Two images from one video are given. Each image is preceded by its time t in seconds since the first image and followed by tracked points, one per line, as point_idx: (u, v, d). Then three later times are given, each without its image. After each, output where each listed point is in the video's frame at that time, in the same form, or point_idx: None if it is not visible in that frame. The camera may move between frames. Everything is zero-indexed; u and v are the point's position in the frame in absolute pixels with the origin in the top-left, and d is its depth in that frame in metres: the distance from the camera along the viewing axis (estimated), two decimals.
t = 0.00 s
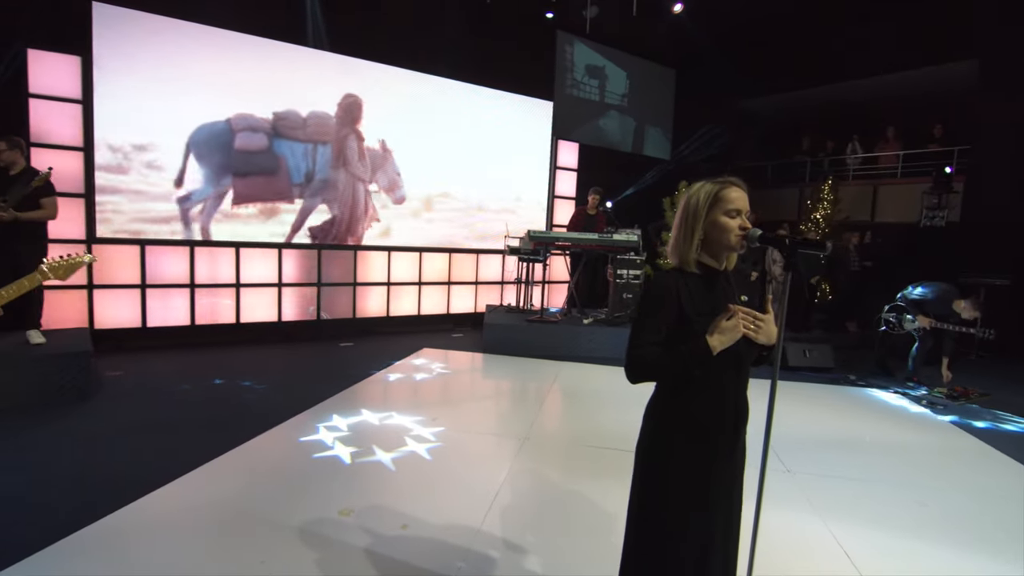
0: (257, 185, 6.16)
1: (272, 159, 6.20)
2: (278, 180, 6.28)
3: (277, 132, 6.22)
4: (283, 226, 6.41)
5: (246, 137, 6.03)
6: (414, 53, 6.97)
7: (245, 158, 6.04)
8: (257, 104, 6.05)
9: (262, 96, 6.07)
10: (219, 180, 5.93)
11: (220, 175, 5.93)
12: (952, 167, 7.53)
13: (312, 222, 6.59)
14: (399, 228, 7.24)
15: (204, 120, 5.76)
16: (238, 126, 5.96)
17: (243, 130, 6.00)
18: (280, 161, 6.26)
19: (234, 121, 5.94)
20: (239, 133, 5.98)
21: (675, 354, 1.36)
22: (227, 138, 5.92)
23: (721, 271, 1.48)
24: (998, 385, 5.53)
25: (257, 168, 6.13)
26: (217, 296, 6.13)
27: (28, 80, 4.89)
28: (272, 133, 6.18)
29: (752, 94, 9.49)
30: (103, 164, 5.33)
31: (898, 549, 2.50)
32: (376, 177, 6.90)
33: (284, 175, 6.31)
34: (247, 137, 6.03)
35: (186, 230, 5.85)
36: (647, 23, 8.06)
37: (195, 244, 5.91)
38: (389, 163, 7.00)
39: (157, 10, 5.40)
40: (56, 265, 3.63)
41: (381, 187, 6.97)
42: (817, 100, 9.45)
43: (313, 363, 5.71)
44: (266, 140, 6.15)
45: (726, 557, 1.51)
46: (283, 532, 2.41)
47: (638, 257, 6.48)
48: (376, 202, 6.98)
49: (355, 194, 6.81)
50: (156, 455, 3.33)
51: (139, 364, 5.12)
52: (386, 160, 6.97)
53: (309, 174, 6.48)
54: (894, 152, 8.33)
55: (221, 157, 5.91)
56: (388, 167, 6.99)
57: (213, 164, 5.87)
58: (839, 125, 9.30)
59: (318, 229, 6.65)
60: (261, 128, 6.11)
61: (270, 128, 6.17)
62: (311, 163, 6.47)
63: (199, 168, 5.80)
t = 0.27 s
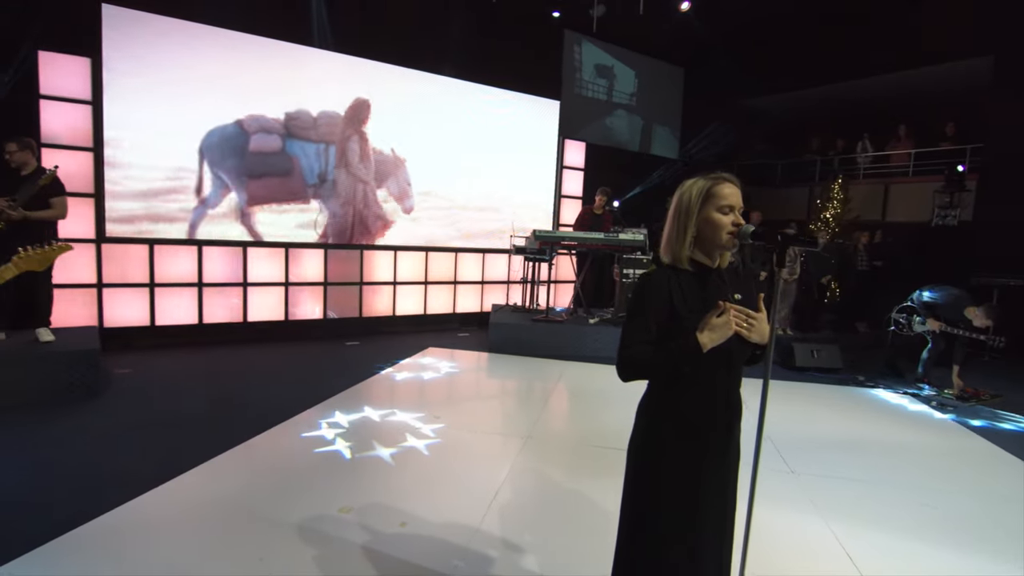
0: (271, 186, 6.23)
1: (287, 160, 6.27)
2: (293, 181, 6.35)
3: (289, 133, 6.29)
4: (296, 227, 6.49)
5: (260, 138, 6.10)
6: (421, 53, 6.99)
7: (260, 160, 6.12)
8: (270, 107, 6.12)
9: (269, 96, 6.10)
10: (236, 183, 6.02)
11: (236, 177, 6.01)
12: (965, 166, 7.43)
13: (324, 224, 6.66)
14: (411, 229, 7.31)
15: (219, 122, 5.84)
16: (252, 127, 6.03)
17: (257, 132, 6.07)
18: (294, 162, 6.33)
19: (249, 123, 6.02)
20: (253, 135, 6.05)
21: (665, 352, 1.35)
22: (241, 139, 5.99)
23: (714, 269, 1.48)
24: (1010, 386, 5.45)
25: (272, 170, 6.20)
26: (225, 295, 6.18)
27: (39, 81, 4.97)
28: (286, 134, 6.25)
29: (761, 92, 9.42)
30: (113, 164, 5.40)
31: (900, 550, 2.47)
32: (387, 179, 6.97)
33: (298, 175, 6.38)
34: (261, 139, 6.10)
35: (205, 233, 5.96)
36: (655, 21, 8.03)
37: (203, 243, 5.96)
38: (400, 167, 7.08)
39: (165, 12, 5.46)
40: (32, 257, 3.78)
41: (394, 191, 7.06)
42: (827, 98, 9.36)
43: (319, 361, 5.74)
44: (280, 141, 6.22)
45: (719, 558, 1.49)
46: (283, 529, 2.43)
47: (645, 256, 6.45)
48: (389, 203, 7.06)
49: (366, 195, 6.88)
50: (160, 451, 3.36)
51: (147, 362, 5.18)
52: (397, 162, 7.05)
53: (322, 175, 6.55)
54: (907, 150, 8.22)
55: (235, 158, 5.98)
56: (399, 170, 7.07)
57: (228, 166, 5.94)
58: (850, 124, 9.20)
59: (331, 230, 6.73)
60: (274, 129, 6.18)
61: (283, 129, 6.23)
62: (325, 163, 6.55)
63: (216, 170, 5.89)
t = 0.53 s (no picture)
0: (286, 189, 6.34)
1: (303, 163, 6.38)
2: (309, 184, 6.46)
3: (304, 137, 6.38)
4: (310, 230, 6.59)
5: (276, 142, 6.21)
6: (428, 53, 7.01)
7: (276, 164, 6.24)
8: (286, 111, 6.23)
9: (277, 96, 6.15)
10: (253, 186, 6.15)
11: (252, 180, 6.12)
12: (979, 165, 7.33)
13: (336, 227, 6.76)
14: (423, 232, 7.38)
15: (236, 126, 5.95)
16: (268, 132, 6.14)
17: (273, 136, 6.18)
18: (310, 166, 6.43)
19: (266, 127, 6.13)
20: (269, 139, 6.17)
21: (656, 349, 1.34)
22: (257, 144, 6.11)
23: (709, 266, 1.46)
24: None
25: (287, 173, 6.31)
26: (233, 293, 6.24)
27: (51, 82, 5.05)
28: (301, 139, 6.36)
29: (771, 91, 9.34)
30: (123, 164, 5.47)
31: (903, 551, 2.45)
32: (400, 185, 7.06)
33: (313, 179, 6.49)
34: (277, 143, 6.21)
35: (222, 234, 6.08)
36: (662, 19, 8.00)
37: (212, 242, 6.02)
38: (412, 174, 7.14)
39: (175, 13, 5.52)
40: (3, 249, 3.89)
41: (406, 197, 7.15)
42: (837, 96, 9.26)
43: (326, 360, 5.77)
44: (295, 145, 6.32)
45: (714, 557, 1.48)
46: (284, 526, 2.44)
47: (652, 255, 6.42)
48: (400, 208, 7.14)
49: (379, 199, 6.97)
50: (165, 448, 3.40)
51: (155, 360, 5.23)
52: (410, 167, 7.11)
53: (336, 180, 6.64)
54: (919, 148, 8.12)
55: (251, 162, 6.10)
56: (411, 175, 7.14)
57: (244, 170, 6.06)
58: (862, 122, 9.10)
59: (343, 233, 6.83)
60: (290, 133, 6.28)
61: (298, 133, 6.32)
62: (339, 167, 6.64)
63: (232, 174, 6.01)
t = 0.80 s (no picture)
0: (298, 188, 6.40)
1: (315, 163, 6.44)
2: (320, 183, 6.52)
3: (315, 136, 6.44)
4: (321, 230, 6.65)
5: (288, 141, 6.26)
6: (434, 53, 7.03)
7: (288, 163, 6.29)
8: (297, 110, 6.29)
9: (284, 96, 6.19)
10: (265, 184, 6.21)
11: (264, 179, 6.18)
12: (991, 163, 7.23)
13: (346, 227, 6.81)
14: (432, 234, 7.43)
15: (249, 124, 6.02)
16: (280, 131, 6.21)
17: (285, 135, 6.24)
18: (321, 166, 6.50)
19: (279, 127, 6.21)
20: (281, 138, 6.23)
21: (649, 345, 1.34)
22: (269, 143, 6.17)
23: (704, 263, 1.45)
24: None
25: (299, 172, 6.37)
26: (241, 292, 6.29)
27: (62, 83, 5.12)
28: (313, 138, 6.42)
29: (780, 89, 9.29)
30: (132, 163, 5.53)
31: (906, 553, 2.43)
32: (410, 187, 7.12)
33: (325, 178, 6.54)
34: (289, 142, 6.27)
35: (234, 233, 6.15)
36: (669, 18, 7.97)
37: (220, 241, 6.07)
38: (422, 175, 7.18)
39: (183, 14, 5.58)
40: None
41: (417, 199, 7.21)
42: (847, 94, 9.20)
43: (332, 358, 5.80)
44: (307, 144, 6.38)
45: (708, 557, 1.47)
46: (284, 521, 2.46)
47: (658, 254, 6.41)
48: (410, 210, 7.19)
49: (389, 200, 7.01)
50: (172, 443, 3.44)
51: (163, 358, 5.28)
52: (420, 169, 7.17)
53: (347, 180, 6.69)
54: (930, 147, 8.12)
55: (264, 160, 6.16)
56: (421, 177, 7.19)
57: (257, 168, 6.12)
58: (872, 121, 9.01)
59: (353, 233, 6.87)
60: (301, 133, 6.34)
61: (309, 132, 6.38)
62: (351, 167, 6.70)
63: (245, 173, 6.08)
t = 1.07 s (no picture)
0: (294, 189, 6.38)
1: (309, 163, 6.41)
2: (316, 183, 6.50)
3: (309, 136, 6.40)
4: (318, 230, 6.63)
5: (283, 142, 6.24)
6: (437, 53, 7.04)
7: (283, 163, 6.27)
8: (292, 110, 6.26)
9: (287, 95, 6.21)
10: (262, 187, 6.21)
11: (260, 180, 6.17)
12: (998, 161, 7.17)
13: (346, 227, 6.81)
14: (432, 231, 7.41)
15: (244, 127, 5.99)
16: (272, 132, 6.16)
17: (278, 135, 6.21)
18: (316, 165, 6.47)
19: (272, 128, 6.17)
20: (275, 138, 6.20)
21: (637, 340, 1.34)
22: (263, 144, 6.13)
23: (692, 258, 1.45)
24: None
25: (295, 173, 6.36)
26: (244, 291, 6.32)
27: (66, 83, 5.18)
28: (308, 139, 6.39)
29: (784, 88, 9.23)
30: (136, 163, 5.58)
31: (903, 553, 2.41)
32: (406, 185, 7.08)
33: (321, 178, 6.53)
34: (283, 142, 6.24)
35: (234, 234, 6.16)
36: (673, 17, 7.94)
37: (223, 240, 6.11)
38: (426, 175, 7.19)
39: (186, 14, 5.62)
40: None
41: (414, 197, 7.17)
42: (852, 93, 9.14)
43: (334, 357, 5.83)
44: (301, 144, 6.34)
45: (697, 555, 1.47)
46: (281, 517, 2.47)
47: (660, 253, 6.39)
48: (408, 207, 7.17)
49: (387, 199, 6.99)
50: (172, 440, 3.47)
51: (166, 356, 5.32)
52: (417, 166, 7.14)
53: (343, 180, 6.67)
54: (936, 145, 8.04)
55: (258, 162, 6.13)
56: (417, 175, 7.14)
57: (252, 170, 6.10)
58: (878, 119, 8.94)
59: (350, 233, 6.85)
60: (296, 132, 6.31)
61: (303, 132, 6.35)
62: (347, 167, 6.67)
63: (240, 176, 6.05)
